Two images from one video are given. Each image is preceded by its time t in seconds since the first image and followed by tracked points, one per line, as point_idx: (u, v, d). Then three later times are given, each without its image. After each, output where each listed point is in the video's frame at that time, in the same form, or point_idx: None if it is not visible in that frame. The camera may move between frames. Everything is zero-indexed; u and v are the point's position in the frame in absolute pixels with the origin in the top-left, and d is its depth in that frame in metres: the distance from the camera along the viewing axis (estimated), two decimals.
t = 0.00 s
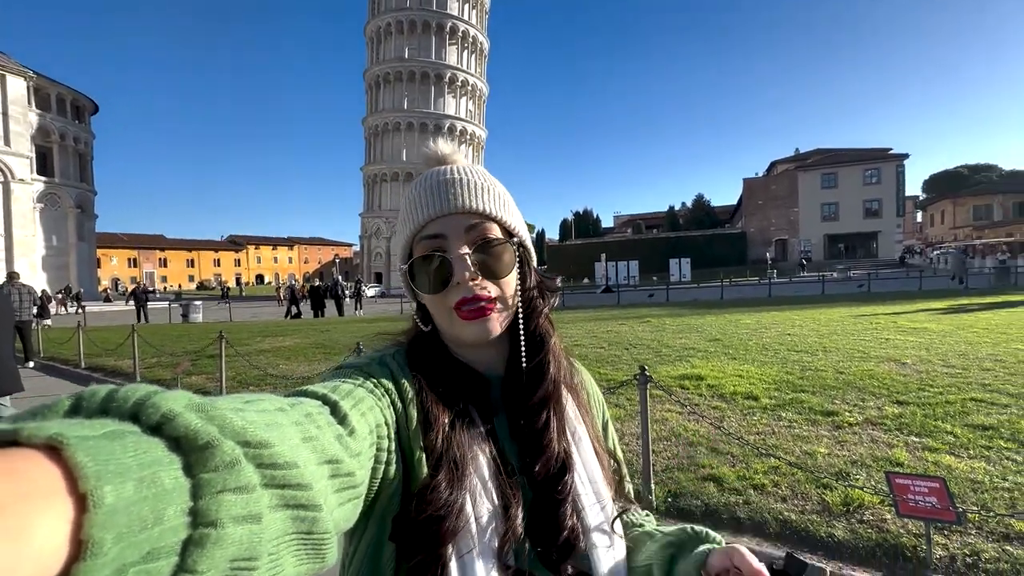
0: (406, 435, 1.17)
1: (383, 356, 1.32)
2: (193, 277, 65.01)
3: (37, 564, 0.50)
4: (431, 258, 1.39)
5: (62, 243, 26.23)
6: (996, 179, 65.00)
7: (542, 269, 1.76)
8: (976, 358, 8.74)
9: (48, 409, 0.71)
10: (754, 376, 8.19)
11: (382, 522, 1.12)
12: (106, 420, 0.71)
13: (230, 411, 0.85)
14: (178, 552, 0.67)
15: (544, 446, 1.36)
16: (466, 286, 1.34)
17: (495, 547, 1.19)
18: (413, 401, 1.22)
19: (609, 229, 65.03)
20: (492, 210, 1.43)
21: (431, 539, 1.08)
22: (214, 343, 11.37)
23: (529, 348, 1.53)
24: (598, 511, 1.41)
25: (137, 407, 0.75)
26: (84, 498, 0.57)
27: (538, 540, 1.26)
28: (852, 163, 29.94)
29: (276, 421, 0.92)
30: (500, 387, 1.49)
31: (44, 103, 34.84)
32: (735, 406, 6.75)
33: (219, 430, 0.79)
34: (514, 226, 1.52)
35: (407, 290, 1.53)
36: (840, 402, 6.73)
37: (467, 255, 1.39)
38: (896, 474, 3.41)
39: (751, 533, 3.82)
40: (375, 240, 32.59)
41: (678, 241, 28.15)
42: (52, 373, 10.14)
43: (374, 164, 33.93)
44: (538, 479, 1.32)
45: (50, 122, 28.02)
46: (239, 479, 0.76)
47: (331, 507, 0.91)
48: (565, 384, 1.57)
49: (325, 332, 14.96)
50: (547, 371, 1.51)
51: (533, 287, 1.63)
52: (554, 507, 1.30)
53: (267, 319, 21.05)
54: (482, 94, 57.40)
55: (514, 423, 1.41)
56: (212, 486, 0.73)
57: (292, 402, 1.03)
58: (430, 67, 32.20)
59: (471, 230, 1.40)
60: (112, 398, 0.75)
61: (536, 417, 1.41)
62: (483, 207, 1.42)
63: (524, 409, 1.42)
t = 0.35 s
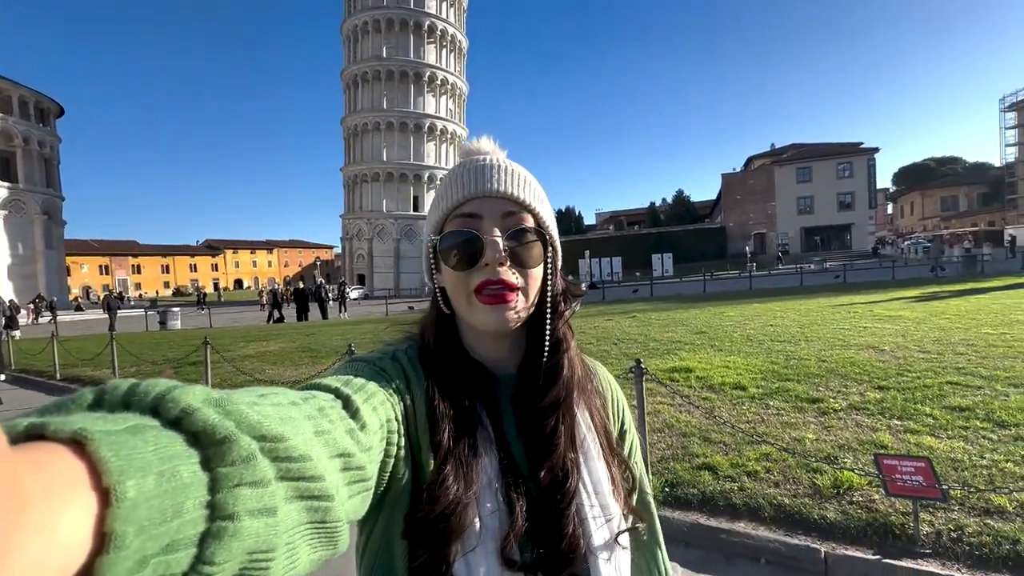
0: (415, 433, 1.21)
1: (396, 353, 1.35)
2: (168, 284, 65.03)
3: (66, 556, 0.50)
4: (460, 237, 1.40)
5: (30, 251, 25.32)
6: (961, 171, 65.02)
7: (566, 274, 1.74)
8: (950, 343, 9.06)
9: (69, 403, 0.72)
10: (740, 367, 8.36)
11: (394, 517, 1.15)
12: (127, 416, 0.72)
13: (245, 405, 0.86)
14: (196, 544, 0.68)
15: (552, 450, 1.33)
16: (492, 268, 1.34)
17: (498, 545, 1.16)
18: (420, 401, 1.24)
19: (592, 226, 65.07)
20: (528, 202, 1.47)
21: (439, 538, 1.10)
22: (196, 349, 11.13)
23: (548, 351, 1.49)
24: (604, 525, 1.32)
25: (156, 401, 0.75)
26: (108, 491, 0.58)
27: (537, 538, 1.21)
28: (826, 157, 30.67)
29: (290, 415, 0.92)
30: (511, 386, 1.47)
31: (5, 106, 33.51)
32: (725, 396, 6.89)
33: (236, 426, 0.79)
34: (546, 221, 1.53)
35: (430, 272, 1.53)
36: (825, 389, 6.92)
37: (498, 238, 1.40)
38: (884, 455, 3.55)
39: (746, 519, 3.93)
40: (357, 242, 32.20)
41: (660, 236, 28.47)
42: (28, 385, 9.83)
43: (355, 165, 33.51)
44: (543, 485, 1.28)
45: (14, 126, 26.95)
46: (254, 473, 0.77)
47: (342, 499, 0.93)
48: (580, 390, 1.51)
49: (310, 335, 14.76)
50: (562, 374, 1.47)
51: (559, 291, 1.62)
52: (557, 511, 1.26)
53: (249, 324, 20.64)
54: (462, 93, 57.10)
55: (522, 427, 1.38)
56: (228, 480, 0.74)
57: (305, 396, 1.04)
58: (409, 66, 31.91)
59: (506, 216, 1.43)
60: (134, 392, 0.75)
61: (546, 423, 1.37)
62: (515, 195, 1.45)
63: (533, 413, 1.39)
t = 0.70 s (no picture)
0: (403, 414, 1.21)
1: (390, 334, 1.38)
2: (153, 285, 64.99)
3: (48, 499, 0.50)
4: (459, 210, 1.41)
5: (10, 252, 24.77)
6: (941, 167, 65.00)
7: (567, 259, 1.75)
8: (935, 333, 9.27)
9: (62, 356, 0.72)
10: (733, 359, 8.48)
11: (383, 493, 1.18)
12: (119, 371, 0.72)
13: (237, 372, 0.85)
14: (178, 504, 0.66)
15: (544, 437, 1.31)
16: (493, 238, 1.35)
17: (480, 531, 1.17)
18: (412, 384, 1.26)
19: (581, 223, 65.07)
20: (529, 177, 1.48)
21: (423, 518, 1.13)
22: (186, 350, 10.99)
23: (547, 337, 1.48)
24: (592, 523, 1.27)
25: (148, 361, 0.75)
26: (96, 443, 0.57)
27: (519, 538, 1.20)
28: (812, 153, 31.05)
29: (279, 386, 0.91)
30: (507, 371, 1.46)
31: None
32: (718, 387, 6.99)
33: (225, 392, 0.78)
34: (545, 197, 1.54)
35: (430, 250, 1.55)
36: (816, 379, 7.06)
37: (495, 208, 1.41)
38: (877, 440, 3.65)
39: (744, 505, 4.00)
40: (346, 241, 31.92)
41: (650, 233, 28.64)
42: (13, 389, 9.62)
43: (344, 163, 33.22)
44: (535, 471, 1.26)
45: None
46: (241, 439, 0.76)
47: (327, 472, 0.92)
48: (579, 374, 1.46)
49: (302, 335, 14.63)
50: (560, 359, 1.45)
51: (559, 272, 1.62)
52: (547, 501, 1.24)
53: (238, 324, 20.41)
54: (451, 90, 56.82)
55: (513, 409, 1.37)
56: (214, 445, 0.72)
57: (297, 369, 1.04)
58: (398, 63, 31.64)
59: (507, 188, 1.45)
60: (128, 349, 0.75)
61: (541, 409, 1.35)
62: (514, 169, 1.46)
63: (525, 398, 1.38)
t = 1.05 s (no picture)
0: (410, 416, 1.19)
1: (391, 338, 1.35)
2: (147, 278, 64.95)
3: (50, 540, 0.51)
4: (446, 237, 1.38)
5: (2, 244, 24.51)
6: (937, 168, 65.00)
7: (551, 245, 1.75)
8: (929, 335, 9.34)
9: (61, 388, 0.71)
10: (730, 359, 8.51)
11: (391, 499, 1.16)
12: (117, 399, 0.70)
13: (238, 392, 0.84)
14: (185, 531, 0.67)
15: (551, 422, 1.32)
16: (486, 260, 1.34)
17: (494, 530, 1.15)
18: (417, 386, 1.23)
19: (578, 221, 65.04)
20: (502, 182, 1.45)
21: (433, 525, 1.10)
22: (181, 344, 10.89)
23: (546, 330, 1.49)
24: (597, 504, 1.30)
25: (147, 387, 0.74)
26: (97, 478, 0.57)
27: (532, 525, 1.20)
28: (809, 154, 31.09)
29: (280, 402, 0.90)
30: (508, 369, 1.45)
31: None
32: (715, 387, 7.01)
33: (226, 413, 0.77)
34: (523, 197, 1.52)
35: (419, 271, 1.53)
36: (811, 380, 7.10)
37: (481, 227, 1.39)
38: (874, 443, 3.66)
39: (741, 505, 4.02)
40: (343, 236, 31.74)
41: (647, 231, 28.66)
42: (5, 383, 9.49)
43: (341, 158, 33.04)
44: (542, 453, 1.28)
45: None
46: (246, 460, 0.76)
47: (334, 485, 0.91)
48: (577, 363, 1.50)
49: (299, 330, 14.56)
50: (558, 351, 1.47)
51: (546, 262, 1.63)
52: (556, 479, 1.26)
53: (233, 318, 20.32)
54: (449, 85, 56.47)
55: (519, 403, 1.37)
56: (220, 467, 0.72)
57: (297, 382, 1.02)
58: (396, 58, 31.43)
59: (485, 201, 1.41)
60: (126, 376, 0.74)
61: (543, 397, 1.36)
62: (492, 180, 1.43)
63: (528, 391, 1.38)
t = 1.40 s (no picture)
0: (403, 420, 1.16)
1: (378, 345, 1.31)
2: (146, 267, 64.95)
3: (56, 557, 0.50)
4: (455, 217, 1.36)
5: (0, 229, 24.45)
6: (939, 175, 64.99)
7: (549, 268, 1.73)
8: (925, 342, 9.35)
9: (46, 412, 0.70)
10: (726, 362, 8.50)
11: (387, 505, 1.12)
12: (106, 421, 0.68)
13: (228, 405, 0.82)
14: (184, 546, 0.64)
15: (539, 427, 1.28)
16: (489, 246, 1.30)
17: (494, 529, 1.10)
18: (409, 386, 1.20)
19: (579, 220, 65.05)
20: (521, 188, 1.45)
21: (430, 528, 1.06)
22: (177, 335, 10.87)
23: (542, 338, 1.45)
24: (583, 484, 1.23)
25: (136, 405, 0.72)
26: (90, 498, 0.55)
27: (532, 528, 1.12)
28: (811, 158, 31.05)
29: (273, 415, 0.88)
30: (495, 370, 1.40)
31: None
32: (709, 390, 7.00)
33: (219, 428, 0.76)
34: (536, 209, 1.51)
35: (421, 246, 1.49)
36: (805, 384, 7.09)
37: (494, 219, 1.36)
38: (865, 449, 3.65)
39: (730, 509, 4.01)
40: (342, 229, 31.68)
41: (647, 231, 28.63)
42: None
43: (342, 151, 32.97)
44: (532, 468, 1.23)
45: None
46: (241, 472, 0.73)
47: (332, 494, 0.89)
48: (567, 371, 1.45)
49: (296, 322, 14.54)
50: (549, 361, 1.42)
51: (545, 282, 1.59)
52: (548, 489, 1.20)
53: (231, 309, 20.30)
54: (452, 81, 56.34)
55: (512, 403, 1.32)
56: (216, 480, 0.70)
57: (287, 394, 1.00)
58: (399, 52, 31.33)
59: (503, 198, 1.40)
60: (111, 397, 0.72)
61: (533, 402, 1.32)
62: (511, 180, 1.43)
63: (519, 394, 1.34)
